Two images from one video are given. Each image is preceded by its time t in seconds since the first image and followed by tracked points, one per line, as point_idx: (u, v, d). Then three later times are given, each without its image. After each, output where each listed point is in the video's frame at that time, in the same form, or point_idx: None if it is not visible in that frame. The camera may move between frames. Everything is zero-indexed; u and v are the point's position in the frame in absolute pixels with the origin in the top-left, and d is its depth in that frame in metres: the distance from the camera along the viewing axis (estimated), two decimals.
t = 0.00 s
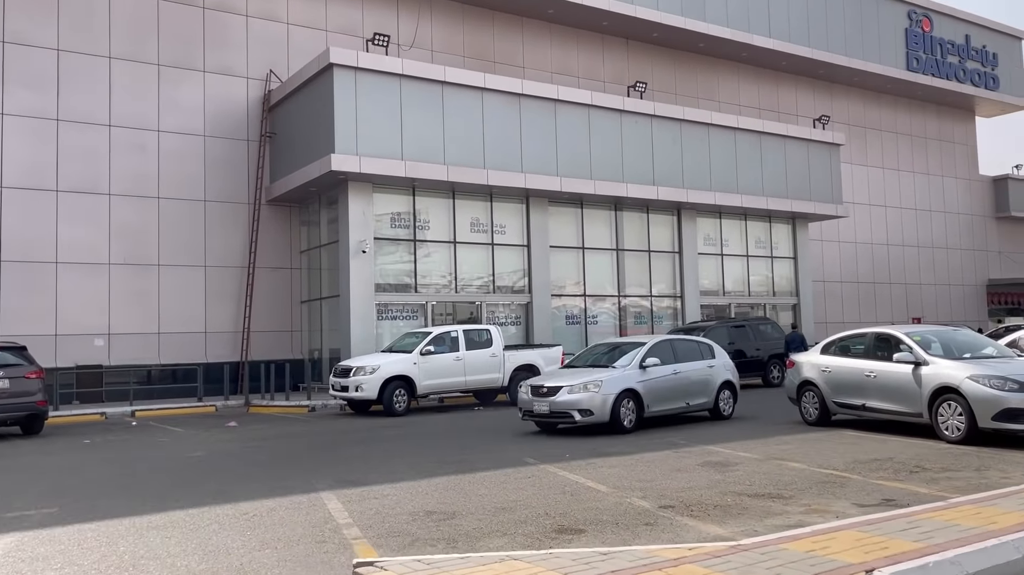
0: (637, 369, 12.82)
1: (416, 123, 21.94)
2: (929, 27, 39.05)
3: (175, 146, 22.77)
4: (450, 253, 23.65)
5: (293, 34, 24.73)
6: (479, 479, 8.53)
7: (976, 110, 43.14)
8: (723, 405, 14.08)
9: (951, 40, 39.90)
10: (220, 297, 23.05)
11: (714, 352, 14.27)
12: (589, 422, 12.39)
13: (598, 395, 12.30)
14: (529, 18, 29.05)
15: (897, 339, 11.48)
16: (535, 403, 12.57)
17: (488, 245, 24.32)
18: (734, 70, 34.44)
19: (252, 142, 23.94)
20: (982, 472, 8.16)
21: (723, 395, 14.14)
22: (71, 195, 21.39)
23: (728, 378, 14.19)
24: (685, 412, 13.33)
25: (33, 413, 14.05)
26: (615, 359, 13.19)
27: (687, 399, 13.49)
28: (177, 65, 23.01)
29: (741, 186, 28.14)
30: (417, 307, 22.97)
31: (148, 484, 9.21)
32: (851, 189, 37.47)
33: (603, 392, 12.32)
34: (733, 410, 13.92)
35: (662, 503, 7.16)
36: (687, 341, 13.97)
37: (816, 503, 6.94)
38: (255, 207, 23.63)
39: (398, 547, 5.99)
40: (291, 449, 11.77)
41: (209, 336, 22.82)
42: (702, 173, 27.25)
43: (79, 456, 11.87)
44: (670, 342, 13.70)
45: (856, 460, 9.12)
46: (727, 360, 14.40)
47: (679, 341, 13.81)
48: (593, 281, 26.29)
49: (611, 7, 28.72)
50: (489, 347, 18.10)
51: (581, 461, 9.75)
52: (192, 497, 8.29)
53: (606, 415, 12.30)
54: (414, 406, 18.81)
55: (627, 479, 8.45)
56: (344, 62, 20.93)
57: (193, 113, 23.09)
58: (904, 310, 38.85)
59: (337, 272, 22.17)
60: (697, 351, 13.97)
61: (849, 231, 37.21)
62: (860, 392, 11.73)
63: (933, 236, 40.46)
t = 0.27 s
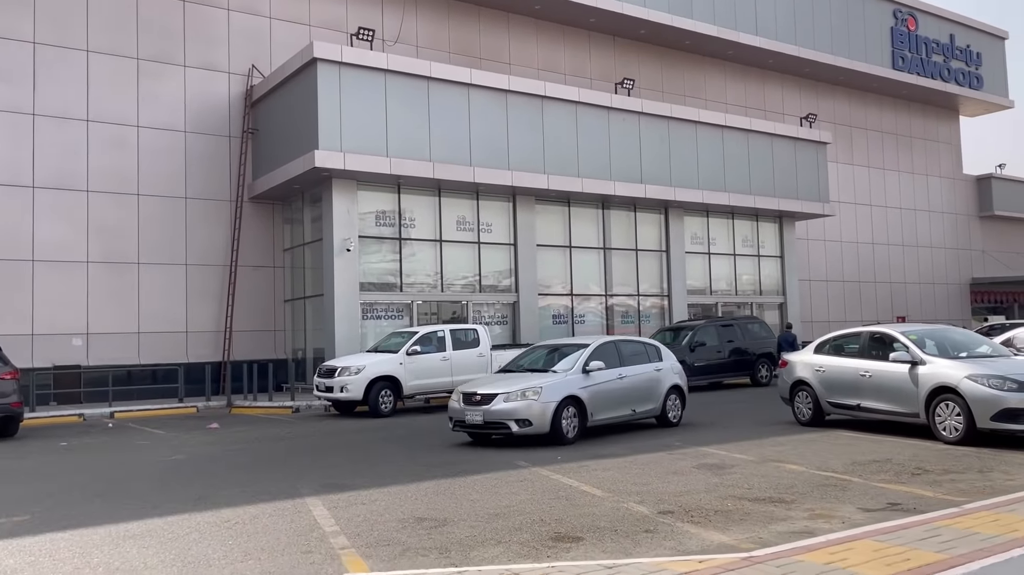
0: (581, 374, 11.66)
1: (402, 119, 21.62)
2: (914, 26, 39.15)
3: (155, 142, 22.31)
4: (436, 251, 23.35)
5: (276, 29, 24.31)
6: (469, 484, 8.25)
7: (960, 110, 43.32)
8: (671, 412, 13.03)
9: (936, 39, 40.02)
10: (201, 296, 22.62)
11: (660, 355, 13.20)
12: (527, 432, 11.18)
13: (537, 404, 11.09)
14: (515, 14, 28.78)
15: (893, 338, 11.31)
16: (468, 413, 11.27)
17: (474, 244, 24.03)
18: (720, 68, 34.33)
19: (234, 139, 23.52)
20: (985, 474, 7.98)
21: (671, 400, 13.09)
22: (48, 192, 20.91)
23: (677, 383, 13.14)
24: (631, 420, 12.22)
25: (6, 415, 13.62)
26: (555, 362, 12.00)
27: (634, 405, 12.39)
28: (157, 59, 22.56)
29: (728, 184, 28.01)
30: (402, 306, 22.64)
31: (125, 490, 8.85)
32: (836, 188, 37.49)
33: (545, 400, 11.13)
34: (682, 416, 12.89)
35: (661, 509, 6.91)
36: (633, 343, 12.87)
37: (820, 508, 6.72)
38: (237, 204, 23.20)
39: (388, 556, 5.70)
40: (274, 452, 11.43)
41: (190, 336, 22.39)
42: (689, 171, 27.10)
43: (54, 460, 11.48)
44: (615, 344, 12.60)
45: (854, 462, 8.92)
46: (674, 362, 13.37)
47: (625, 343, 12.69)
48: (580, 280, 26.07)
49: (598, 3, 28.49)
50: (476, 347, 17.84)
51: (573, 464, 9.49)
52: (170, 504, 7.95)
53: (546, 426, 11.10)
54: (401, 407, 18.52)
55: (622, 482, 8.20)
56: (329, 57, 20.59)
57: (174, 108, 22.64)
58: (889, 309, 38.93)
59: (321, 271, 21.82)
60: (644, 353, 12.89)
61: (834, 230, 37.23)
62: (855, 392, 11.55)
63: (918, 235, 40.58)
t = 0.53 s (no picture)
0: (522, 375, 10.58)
1: (387, 115, 21.32)
2: (897, 26, 39.27)
3: (134, 137, 21.86)
4: (423, 248, 23.07)
5: (259, 23, 23.90)
6: (462, 487, 8.00)
7: (943, 110, 43.55)
8: (619, 418, 12.06)
9: (919, 39, 40.19)
10: (182, 294, 22.20)
11: (608, 355, 12.26)
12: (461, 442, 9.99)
13: (473, 410, 9.91)
14: (501, 11, 28.52)
15: (889, 336, 11.16)
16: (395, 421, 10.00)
17: (461, 241, 23.77)
18: (706, 67, 34.25)
19: (216, 134, 23.08)
20: (989, 474, 7.82)
21: (620, 405, 12.14)
22: (23, 188, 20.42)
23: (626, 386, 12.20)
24: (576, 427, 11.20)
25: None
26: (493, 362, 10.90)
27: (579, 411, 11.38)
28: (136, 53, 22.10)
29: (715, 182, 27.91)
30: (388, 304, 22.33)
31: (102, 494, 8.51)
32: (821, 188, 37.55)
33: (482, 405, 9.97)
34: (630, 422, 11.95)
35: (662, 512, 6.69)
36: (579, 343, 11.89)
37: (826, 510, 6.53)
38: (219, 201, 22.79)
39: (381, 564, 5.44)
40: (258, 453, 11.11)
41: (171, 334, 21.96)
42: (676, 169, 26.97)
43: (29, 463, 11.10)
44: (560, 343, 11.59)
45: (855, 462, 8.75)
46: (624, 364, 12.42)
47: (569, 342, 11.72)
48: (567, 278, 25.88)
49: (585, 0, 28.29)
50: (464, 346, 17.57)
51: (567, 465, 9.26)
52: (149, 509, 7.62)
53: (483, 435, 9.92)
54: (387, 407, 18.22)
55: (619, 484, 7.97)
56: (312, 51, 20.24)
57: (154, 102, 22.20)
58: (873, 308, 39.06)
59: (305, 268, 21.47)
60: (591, 353, 11.91)
61: (819, 229, 37.28)
62: (850, 390, 11.40)
63: (901, 234, 40.75)
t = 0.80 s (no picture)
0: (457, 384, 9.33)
1: (373, 111, 20.98)
2: (883, 26, 39.34)
3: (113, 133, 21.39)
4: (409, 247, 22.75)
5: (240, 17, 23.46)
6: (454, 494, 7.71)
7: (927, 110, 43.71)
8: (565, 429, 10.99)
9: (904, 40, 40.30)
10: (163, 294, 21.75)
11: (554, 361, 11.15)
12: (383, 462, 8.61)
13: (399, 424, 8.57)
14: (487, 8, 28.23)
15: (885, 336, 10.99)
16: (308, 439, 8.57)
17: (447, 240, 23.46)
18: (693, 66, 34.13)
19: (197, 131, 22.63)
20: (994, 478, 7.64)
21: (565, 415, 11.07)
22: None
23: (572, 394, 11.13)
24: (519, 441, 10.05)
25: None
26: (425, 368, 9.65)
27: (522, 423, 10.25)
28: (115, 47, 21.62)
29: (703, 182, 27.77)
30: (374, 304, 22.00)
31: (77, 501, 8.16)
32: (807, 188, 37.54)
33: (410, 418, 8.66)
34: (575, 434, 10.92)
35: (664, 519, 6.46)
36: (521, 347, 10.78)
37: (833, 516, 6.30)
38: (200, 199, 22.35)
39: None
40: (241, 458, 10.77)
41: (151, 335, 21.50)
42: (664, 167, 26.80)
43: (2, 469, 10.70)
44: (500, 347, 10.45)
45: (855, 465, 8.55)
46: (570, 369, 11.37)
47: (512, 347, 10.58)
48: (555, 278, 25.65)
49: None
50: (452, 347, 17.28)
51: (561, 470, 9.00)
52: (126, 518, 7.29)
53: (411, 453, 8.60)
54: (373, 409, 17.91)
55: (617, 489, 7.72)
56: (297, 46, 19.87)
57: (133, 98, 21.73)
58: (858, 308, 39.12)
59: (288, 267, 21.09)
60: (534, 358, 10.83)
61: (805, 229, 37.28)
62: (847, 392, 11.21)
63: (886, 234, 40.85)
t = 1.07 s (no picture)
0: (384, 393, 8.10)
1: (361, 107, 20.66)
2: (872, 25, 39.33)
3: (96, 129, 20.96)
4: (398, 246, 22.44)
5: (226, 12, 23.04)
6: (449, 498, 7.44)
7: (915, 111, 43.78)
8: (509, 440, 9.89)
9: (893, 40, 40.32)
10: (146, 293, 21.34)
11: (496, 365, 10.01)
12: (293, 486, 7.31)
13: (313, 441, 7.29)
14: (477, 5, 27.95)
15: (886, 335, 10.80)
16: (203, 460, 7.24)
17: (436, 238, 23.17)
18: (683, 64, 33.98)
19: (183, 127, 22.23)
20: (1005, 479, 7.45)
21: (510, 424, 9.96)
22: None
23: (517, 401, 10.02)
24: (457, 456, 8.90)
25: None
26: (348, 374, 8.40)
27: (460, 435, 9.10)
28: (98, 41, 21.19)
29: (694, 180, 27.60)
30: (362, 303, 21.68)
31: (56, 507, 7.83)
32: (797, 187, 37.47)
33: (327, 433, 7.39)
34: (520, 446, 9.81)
35: (671, 524, 6.21)
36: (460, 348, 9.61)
37: (846, 520, 6.08)
38: (185, 197, 21.96)
39: None
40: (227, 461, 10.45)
41: (134, 335, 21.09)
42: (655, 165, 26.61)
43: None
44: (437, 348, 9.26)
45: (860, 466, 8.35)
46: (514, 373, 10.25)
47: (448, 348, 9.40)
48: (545, 277, 25.41)
49: None
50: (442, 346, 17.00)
51: (558, 472, 8.74)
52: (107, 525, 6.97)
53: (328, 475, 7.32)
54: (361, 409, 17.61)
55: (618, 492, 7.47)
56: (284, 41, 19.53)
57: (117, 93, 21.31)
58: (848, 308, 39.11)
59: (275, 266, 20.73)
60: (473, 361, 9.68)
61: (794, 228, 37.21)
62: (847, 391, 11.01)
63: (875, 234, 40.86)
